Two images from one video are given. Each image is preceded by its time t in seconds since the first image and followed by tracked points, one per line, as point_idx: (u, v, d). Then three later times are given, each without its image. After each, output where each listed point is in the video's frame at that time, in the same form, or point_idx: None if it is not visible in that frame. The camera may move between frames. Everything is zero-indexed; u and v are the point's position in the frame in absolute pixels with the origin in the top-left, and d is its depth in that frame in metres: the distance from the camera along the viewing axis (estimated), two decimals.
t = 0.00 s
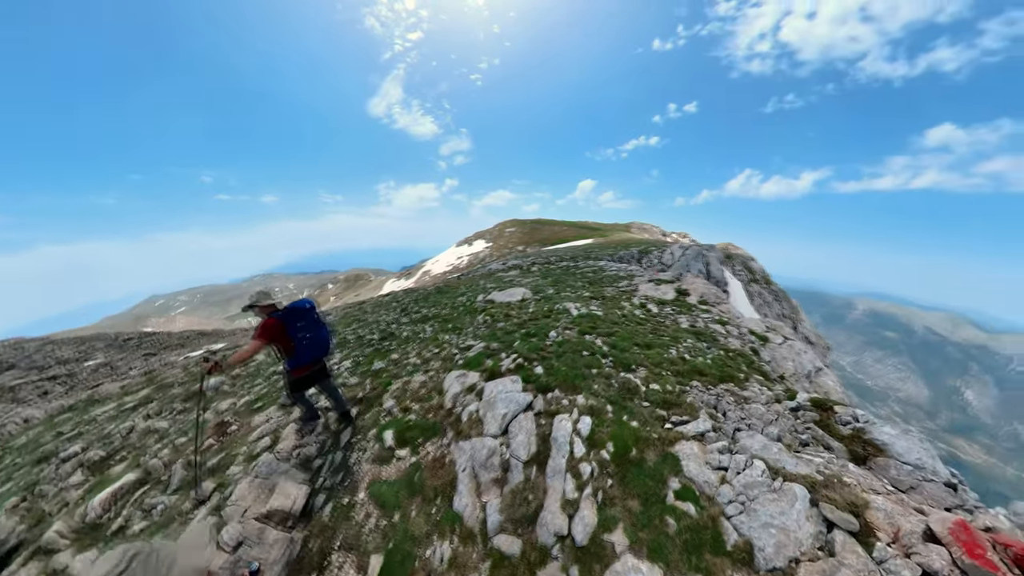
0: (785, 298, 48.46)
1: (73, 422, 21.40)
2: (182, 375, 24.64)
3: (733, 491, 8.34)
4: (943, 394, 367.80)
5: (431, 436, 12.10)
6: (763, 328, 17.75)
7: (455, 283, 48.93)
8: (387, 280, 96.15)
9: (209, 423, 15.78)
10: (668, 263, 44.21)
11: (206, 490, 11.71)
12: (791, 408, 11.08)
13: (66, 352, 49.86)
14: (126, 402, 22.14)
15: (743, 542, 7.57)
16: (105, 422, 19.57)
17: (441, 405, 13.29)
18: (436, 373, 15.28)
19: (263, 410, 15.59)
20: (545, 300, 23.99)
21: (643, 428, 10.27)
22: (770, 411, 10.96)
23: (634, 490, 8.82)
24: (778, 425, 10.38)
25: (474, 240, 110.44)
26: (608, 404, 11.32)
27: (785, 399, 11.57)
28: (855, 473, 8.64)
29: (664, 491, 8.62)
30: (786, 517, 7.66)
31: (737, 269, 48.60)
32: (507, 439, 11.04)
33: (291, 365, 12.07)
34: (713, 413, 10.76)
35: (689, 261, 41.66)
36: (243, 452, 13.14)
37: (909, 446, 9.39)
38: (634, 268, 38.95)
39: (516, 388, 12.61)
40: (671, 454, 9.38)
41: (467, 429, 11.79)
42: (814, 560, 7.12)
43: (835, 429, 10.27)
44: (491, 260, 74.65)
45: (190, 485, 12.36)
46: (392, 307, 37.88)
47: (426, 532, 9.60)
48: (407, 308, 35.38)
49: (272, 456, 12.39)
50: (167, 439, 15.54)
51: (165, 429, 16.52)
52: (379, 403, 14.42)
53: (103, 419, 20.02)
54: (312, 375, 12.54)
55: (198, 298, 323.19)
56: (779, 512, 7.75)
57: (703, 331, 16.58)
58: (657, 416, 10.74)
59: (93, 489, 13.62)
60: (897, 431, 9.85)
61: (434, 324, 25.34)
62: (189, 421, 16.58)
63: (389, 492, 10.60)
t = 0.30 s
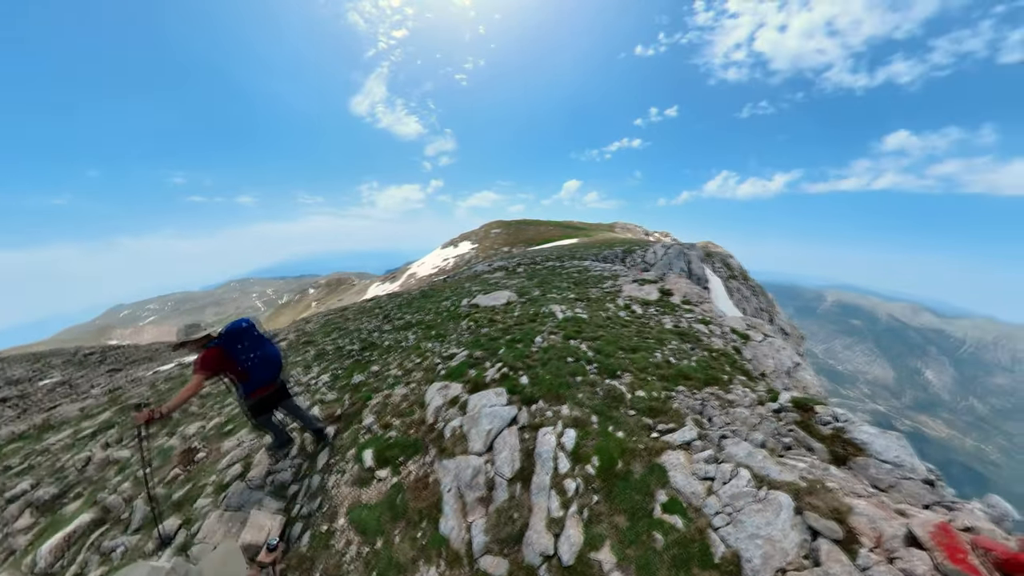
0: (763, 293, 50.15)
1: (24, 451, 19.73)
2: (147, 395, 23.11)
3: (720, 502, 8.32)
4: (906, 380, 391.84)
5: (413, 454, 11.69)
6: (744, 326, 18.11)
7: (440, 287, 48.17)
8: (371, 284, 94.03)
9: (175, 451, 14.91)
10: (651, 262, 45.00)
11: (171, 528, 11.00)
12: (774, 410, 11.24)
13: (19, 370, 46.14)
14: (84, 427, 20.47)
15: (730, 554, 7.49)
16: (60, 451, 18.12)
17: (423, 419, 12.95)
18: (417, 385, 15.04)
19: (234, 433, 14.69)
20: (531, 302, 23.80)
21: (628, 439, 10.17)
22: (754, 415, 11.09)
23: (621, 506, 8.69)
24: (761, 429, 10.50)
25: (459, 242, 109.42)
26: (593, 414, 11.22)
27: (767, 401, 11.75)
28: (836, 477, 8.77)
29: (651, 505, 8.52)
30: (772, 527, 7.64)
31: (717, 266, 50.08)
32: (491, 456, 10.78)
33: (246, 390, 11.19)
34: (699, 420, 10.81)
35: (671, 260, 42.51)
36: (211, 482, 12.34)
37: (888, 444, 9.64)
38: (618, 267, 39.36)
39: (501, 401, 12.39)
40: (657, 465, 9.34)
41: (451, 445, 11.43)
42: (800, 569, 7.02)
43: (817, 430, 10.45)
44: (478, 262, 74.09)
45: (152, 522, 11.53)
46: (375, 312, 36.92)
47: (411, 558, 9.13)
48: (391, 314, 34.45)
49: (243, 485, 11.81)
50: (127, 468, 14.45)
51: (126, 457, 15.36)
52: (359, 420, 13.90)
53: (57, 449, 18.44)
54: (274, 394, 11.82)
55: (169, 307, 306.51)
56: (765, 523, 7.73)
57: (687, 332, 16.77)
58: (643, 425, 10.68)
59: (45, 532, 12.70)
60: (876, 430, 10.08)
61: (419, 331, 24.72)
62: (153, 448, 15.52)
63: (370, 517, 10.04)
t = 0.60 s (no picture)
0: (740, 289, 52.04)
1: None
2: (113, 414, 21.74)
3: (695, 493, 8.63)
4: (874, 368, 414.92)
5: (397, 460, 11.52)
6: (720, 321, 18.81)
7: (425, 290, 47.51)
8: (354, 288, 91.62)
9: (149, 471, 14.09)
10: (634, 261, 46.00)
11: (147, 552, 10.31)
12: (746, 402, 11.75)
13: None
14: (42, 452, 19.01)
15: (706, 542, 7.78)
16: (14, 479, 16.78)
17: (407, 425, 12.82)
18: (401, 391, 14.85)
19: (212, 449, 14.07)
20: (516, 304, 23.90)
21: (608, 436, 10.39)
22: (727, 408, 11.54)
23: (601, 501, 8.83)
24: (734, 421, 10.94)
25: (445, 244, 108.46)
26: (574, 412, 11.39)
27: (741, 394, 12.26)
28: (803, 464, 9.27)
29: (630, 499, 8.73)
30: (743, 515, 8.03)
31: (696, 264, 51.66)
32: (475, 458, 10.76)
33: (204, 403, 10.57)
34: (676, 415, 11.15)
35: (653, 259, 43.56)
36: (189, 501, 11.71)
37: (849, 430, 10.29)
38: (602, 267, 40.00)
39: (484, 404, 12.41)
40: (636, 460, 9.58)
41: (436, 450, 11.38)
42: (771, 553, 7.39)
43: (787, 419, 10.99)
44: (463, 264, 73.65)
45: (127, 547, 10.84)
46: (358, 318, 36.10)
47: (399, 564, 8.86)
48: (374, 320, 33.71)
49: (224, 502, 11.21)
50: (97, 493, 13.59)
51: (94, 481, 14.42)
52: (341, 429, 13.60)
53: (14, 477, 17.08)
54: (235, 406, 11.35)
55: (135, 317, 289.17)
56: (737, 511, 8.11)
57: (667, 329, 17.26)
58: (622, 422, 10.94)
59: (5, 568, 11.71)
60: (839, 417, 10.72)
61: (403, 336, 24.33)
62: (125, 469, 14.66)
63: (356, 526, 9.77)
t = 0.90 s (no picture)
0: (720, 285, 53.76)
1: None
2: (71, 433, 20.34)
3: (670, 484, 8.81)
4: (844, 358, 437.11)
5: (376, 464, 11.24)
6: (698, 316, 19.35)
7: (409, 293, 46.85)
8: (337, 293, 89.13)
9: (115, 488, 13.17)
10: (617, 260, 46.81)
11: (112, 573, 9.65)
12: (721, 393, 12.10)
13: None
14: None
15: (681, 531, 7.91)
16: None
17: (386, 429, 12.54)
18: (382, 395, 14.53)
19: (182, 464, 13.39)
20: (499, 304, 23.88)
21: (585, 431, 10.50)
22: (702, 399, 11.87)
23: (577, 495, 8.90)
24: (708, 412, 11.26)
25: (430, 246, 107.23)
26: (552, 409, 11.44)
27: (715, 385, 12.64)
28: (773, 450, 9.62)
29: (606, 492, 8.83)
30: (716, 503, 8.23)
31: (677, 263, 53.01)
32: (454, 459, 10.65)
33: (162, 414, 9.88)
34: (652, 408, 11.38)
35: (636, 258, 44.45)
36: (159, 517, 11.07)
37: (817, 416, 10.75)
38: (586, 267, 40.53)
39: (462, 405, 12.30)
40: (612, 454, 9.71)
41: (414, 452, 11.19)
42: (744, 539, 7.58)
43: (758, 407, 11.36)
44: (449, 266, 72.95)
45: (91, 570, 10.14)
46: (339, 323, 35.16)
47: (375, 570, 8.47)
48: (356, 324, 33.02)
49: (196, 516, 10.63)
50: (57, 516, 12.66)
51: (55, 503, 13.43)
52: (319, 435, 13.19)
53: None
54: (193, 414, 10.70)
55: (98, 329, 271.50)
56: (710, 500, 8.31)
57: (646, 325, 17.60)
58: (600, 417, 11.07)
59: None
60: (807, 403, 11.19)
61: (385, 340, 23.86)
62: (88, 489, 13.73)
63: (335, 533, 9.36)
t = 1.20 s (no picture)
0: (701, 282, 55.36)
1: None
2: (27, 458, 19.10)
3: (642, 489, 8.93)
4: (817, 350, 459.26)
5: (356, 477, 10.97)
6: (677, 316, 19.80)
7: (393, 297, 46.04)
8: (319, 297, 86.84)
9: (78, 519, 12.55)
10: (601, 260, 47.47)
11: None
12: (695, 395, 12.45)
13: None
14: None
15: (652, 536, 8.03)
16: None
17: (366, 441, 12.26)
18: (360, 406, 14.23)
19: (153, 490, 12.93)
20: (482, 308, 23.82)
21: (560, 438, 10.58)
22: (676, 402, 12.16)
23: (551, 503, 8.99)
24: (681, 415, 11.54)
25: (415, 248, 105.92)
26: (529, 417, 11.47)
27: (689, 387, 12.98)
28: (743, 452, 9.83)
29: (580, 499, 8.94)
30: (686, 508, 8.36)
31: (660, 262, 54.19)
32: (431, 470, 10.53)
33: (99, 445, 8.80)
34: (628, 412, 11.57)
35: (620, 258, 45.25)
36: (128, 546, 10.64)
37: (787, 415, 11.11)
38: (571, 268, 40.98)
39: (440, 415, 12.17)
40: (587, 460, 9.84)
41: (392, 465, 10.99)
42: (712, 542, 7.71)
43: (731, 409, 11.79)
44: (434, 268, 72.22)
45: None
46: (319, 331, 34.25)
47: None
48: (337, 331, 32.17)
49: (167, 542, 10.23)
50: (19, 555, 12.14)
51: (18, 541, 12.86)
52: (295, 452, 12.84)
53: None
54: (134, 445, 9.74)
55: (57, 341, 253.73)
56: (680, 505, 8.44)
57: (626, 326, 17.91)
58: (576, 423, 11.17)
59: None
60: (778, 403, 11.57)
61: (366, 347, 23.40)
62: (50, 520, 13.09)
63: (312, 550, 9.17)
